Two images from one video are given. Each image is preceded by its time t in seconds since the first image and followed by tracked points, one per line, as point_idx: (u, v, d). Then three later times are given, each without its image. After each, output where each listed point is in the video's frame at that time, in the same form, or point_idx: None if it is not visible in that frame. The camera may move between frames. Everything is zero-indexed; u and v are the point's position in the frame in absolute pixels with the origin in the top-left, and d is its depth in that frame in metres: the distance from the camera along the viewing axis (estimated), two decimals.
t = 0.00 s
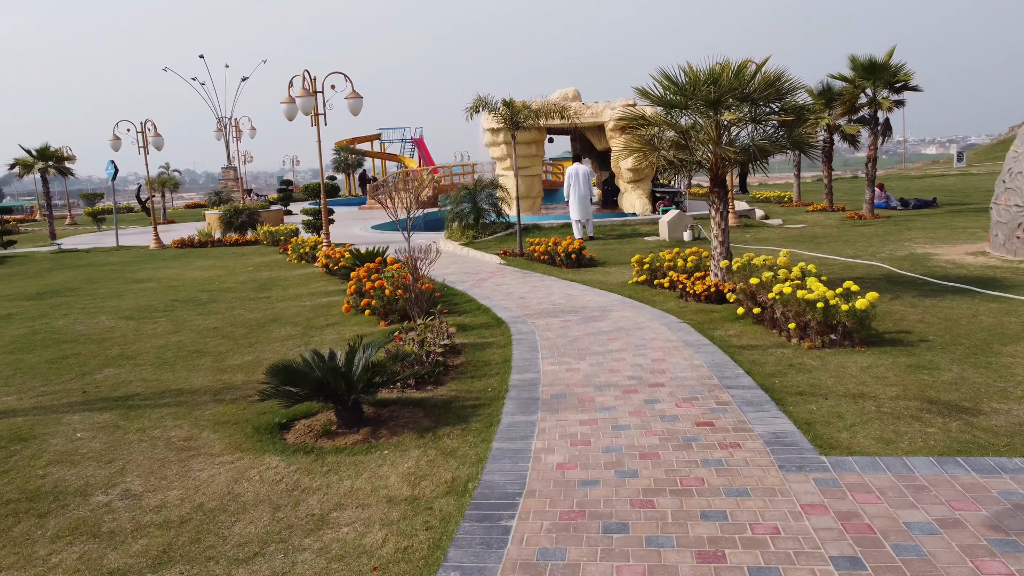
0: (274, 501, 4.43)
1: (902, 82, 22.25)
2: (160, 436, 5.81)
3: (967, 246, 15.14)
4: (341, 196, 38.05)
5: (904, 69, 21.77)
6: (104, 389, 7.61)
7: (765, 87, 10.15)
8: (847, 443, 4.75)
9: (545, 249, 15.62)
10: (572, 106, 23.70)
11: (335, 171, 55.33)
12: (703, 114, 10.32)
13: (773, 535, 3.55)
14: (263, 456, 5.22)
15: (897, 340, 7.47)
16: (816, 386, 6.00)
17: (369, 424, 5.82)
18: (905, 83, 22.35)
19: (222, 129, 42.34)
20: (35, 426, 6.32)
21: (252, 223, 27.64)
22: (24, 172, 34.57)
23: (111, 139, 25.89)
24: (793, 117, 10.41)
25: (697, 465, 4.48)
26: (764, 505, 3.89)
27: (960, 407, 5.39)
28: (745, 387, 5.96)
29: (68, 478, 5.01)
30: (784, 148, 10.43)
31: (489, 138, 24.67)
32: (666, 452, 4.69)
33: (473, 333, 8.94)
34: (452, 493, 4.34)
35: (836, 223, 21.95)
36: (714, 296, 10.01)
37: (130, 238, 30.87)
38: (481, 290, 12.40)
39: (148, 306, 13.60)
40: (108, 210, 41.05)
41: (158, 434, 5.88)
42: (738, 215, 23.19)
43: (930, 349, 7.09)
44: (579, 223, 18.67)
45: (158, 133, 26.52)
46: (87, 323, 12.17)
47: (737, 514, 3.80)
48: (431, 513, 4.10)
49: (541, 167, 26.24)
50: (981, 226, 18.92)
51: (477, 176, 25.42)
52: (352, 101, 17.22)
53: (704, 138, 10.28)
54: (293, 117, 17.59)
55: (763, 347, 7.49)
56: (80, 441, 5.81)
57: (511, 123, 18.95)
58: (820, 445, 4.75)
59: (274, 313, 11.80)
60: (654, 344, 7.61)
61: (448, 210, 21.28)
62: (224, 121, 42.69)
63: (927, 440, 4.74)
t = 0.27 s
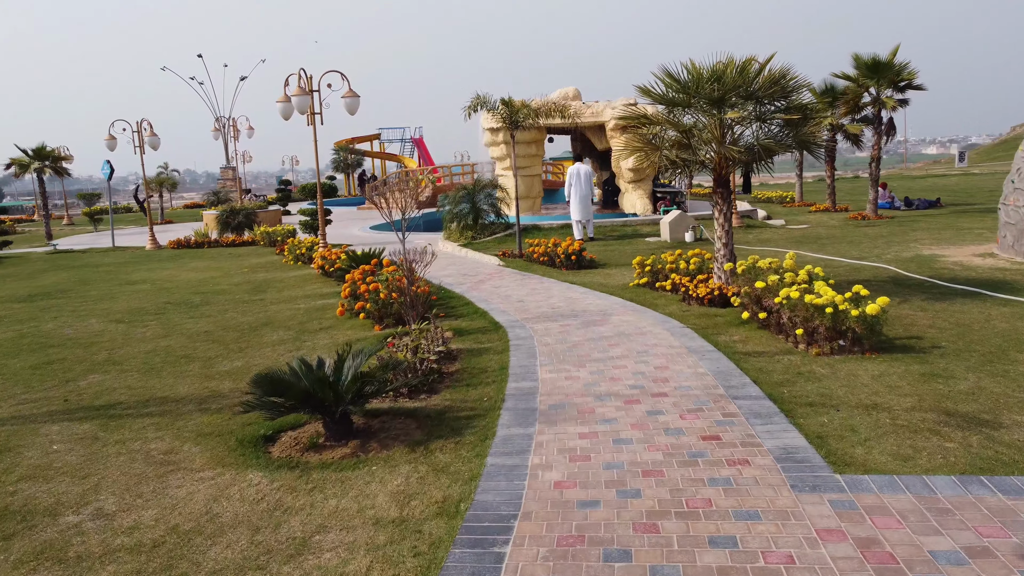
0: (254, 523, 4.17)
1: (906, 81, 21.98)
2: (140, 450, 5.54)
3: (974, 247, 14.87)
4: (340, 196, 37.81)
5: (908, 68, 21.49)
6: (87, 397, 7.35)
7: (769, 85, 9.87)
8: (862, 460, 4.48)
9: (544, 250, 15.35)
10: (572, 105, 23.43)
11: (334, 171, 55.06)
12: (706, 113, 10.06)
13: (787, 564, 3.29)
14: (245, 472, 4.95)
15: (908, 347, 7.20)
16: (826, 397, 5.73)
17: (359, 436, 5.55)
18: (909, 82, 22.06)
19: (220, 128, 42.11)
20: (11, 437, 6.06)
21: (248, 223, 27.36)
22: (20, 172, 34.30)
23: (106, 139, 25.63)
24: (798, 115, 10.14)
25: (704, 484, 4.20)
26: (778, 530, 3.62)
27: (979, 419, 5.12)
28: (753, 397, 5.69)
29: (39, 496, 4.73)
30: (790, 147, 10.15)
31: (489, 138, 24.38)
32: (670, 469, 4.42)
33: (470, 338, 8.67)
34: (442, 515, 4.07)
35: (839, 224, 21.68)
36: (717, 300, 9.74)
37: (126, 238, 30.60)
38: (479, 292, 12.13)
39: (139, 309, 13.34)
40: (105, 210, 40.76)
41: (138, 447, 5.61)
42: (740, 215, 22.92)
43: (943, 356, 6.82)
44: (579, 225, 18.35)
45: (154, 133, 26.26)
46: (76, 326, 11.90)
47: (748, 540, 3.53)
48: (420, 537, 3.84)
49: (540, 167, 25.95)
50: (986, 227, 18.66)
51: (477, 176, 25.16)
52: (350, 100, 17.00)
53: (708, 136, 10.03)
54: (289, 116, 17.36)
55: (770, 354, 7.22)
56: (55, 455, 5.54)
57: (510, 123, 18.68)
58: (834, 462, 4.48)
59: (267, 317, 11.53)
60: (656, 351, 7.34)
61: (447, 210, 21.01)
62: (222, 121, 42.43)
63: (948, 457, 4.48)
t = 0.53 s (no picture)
0: (231, 547, 3.90)
1: (910, 80, 21.73)
2: (117, 464, 5.27)
3: (981, 249, 14.61)
4: (338, 196, 37.57)
5: (912, 67, 21.25)
6: (68, 406, 7.08)
7: (775, 83, 9.60)
8: (879, 478, 4.21)
9: (543, 251, 15.09)
10: (572, 105, 23.17)
11: (333, 171, 54.81)
12: (710, 111, 9.78)
13: None
14: (226, 490, 4.68)
15: (920, 354, 6.94)
16: (838, 408, 5.47)
17: (347, 449, 5.28)
18: (913, 81, 21.83)
19: (217, 127, 41.84)
20: None
21: (245, 224, 27.08)
22: (15, 171, 34.01)
23: (102, 139, 25.37)
24: (804, 114, 9.88)
25: (712, 506, 3.93)
26: (794, 559, 3.35)
27: (1001, 433, 4.85)
28: (761, 409, 5.42)
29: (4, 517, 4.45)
30: (796, 147, 9.89)
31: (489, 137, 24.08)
32: (676, 490, 4.15)
33: (466, 343, 8.40)
34: (431, 540, 3.81)
35: (842, 225, 21.43)
36: (721, 304, 9.47)
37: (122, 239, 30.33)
38: (477, 295, 11.86)
39: (130, 312, 13.07)
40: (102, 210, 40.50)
41: (115, 462, 5.34)
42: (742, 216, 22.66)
43: (958, 364, 6.56)
44: (579, 226, 18.09)
45: (150, 133, 25.98)
46: (64, 330, 11.63)
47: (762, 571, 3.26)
48: (407, 566, 3.57)
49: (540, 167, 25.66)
50: (992, 228, 18.41)
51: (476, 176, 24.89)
52: (351, 101, 16.82)
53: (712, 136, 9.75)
54: (285, 117, 17.07)
55: (776, 361, 6.95)
56: (27, 470, 5.26)
57: (510, 122, 18.40)
58: (850, 481, 4.21)
59: (260, 320, 11.27)
60: (659, 358, 7.08)
61: (445, 211, 20.73)
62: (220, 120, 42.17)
63: (971, 475, 4.21)
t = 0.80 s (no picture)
0: None
1: (914, 79, 21.46)
2: (91, 480, 4.99)
3: (988, 250, 14.35)
4: (337, 196, 37.31)
5: (917, 65, 20.99)
6: (47, 415, 6.81)
7: (781, 81, 9.34)
8: (899, 500, 3.94)
9: (542, 253, 14.82)
10: (573, 104, 22.90)
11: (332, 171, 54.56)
12: (714, 110, 9.51)
13: None
14: (204, 510, 4.41)
15: (934, 361, 6.66)
16: (852, 421, 5.19)
17: (334, 464, 5.01)
18: (918, 80, 21.58)
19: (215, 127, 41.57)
20: None
21: (242, 224, 26.80)
22: (11, 172, 33.74)
23: (97, 139, 25.10)
24: (811, 113, 9.61)
25: (722, 532, 3.65)
26: None
27: None
28: (770, 422, 5.14)
29: None
30: (802, 147, 9.62)
31: (491, 136, 23.74)
32: (682, 512, 3.88)
33: (462, 349, 8.12)
34: (419, 568, 3.54)
35: (846, 225, 21.16)
36: (725, 308, 9.20)
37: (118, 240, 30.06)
38: (474, 298, 11.58)
39: (120, 315, 12.79)
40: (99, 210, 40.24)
41: (89, 478, 5.06)
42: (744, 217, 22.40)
43: (974, 372, 6.29)
44: (580, 227, 17.76)
45: (146, 133, 25.71)
46: (52, 334, 11.36)
47: None
48: None
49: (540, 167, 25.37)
50: (998, 229, 18.15)
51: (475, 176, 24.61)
52: (347, 100, 16.60)
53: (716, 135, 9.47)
54: (280, 114, 16.86)
55: (784, 369, 6.67)
56: None
57: (509, 121, 18.13)
58: (868, 503, 3.94)
59: (252, 324, 10.99)
60: (662, 366, 6.80)
61: (444, 211, 20.44)
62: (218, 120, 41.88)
63: (998, 497, 3.93)
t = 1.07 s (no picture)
0: None
1: (919, 78, 21.18)
2: (62, 498, 4.72)
3: (997, 252, 14.08)
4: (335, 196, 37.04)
5: (922, 64, 20.71)
6: (25, 426, 6.53)
7: (787, 79, 9.07)
8: (922, 526, 3.66)
9: (541, 254, 14.54)
10: (573, 103, 22.61)
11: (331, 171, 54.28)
12: (718, 108, 9.24)
13: None
14: (178, 533, 4.13)
15: (949, 370, 6.38)
16: (867, 436, 4.91)
17: (319, 482, 4.74)
18: (922, 79, 21.31)
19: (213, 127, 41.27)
20: None
21: (239, 225, 26.52)
22: (6, 171, 33.45)
23: (92, 138, 24.82)
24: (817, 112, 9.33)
25: (733, 563, 3.37)
26: None
27: None
28: (781, 437, 4.86)
29: None
30: (809, 146, 9.33)
31: (490, 135, 23.42)
32: (688, 540, 3.60)
33: (458, 356, 7.84)
34: None
35: (850, 226, 20.89)
36: (729, 313, 8.93)
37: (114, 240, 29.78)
38: (472, 301, 11.30)
39: (110, 318, 12.51)
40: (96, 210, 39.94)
41: (60, 496, 4.78)
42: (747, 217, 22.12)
43: (992, 382, 6.01)
44: (580, 227, 17.23)
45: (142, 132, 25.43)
46: (39, 338, 11.09)
47: None
48: None
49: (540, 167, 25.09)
50: (1005, 230, 17.89)
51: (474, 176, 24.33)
52: (343, 99, 16.33)
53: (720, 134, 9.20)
54: (275, 114, 16.63)
55: (793, 378, 6.39)
56: None
57: (508, 120, 17.85)
58: (889, 529, 3.67)
59: (243, 328, 10.72)
60: (665, 375, 6.52)
61: (442, 211, 20.16)
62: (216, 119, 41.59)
63: None
